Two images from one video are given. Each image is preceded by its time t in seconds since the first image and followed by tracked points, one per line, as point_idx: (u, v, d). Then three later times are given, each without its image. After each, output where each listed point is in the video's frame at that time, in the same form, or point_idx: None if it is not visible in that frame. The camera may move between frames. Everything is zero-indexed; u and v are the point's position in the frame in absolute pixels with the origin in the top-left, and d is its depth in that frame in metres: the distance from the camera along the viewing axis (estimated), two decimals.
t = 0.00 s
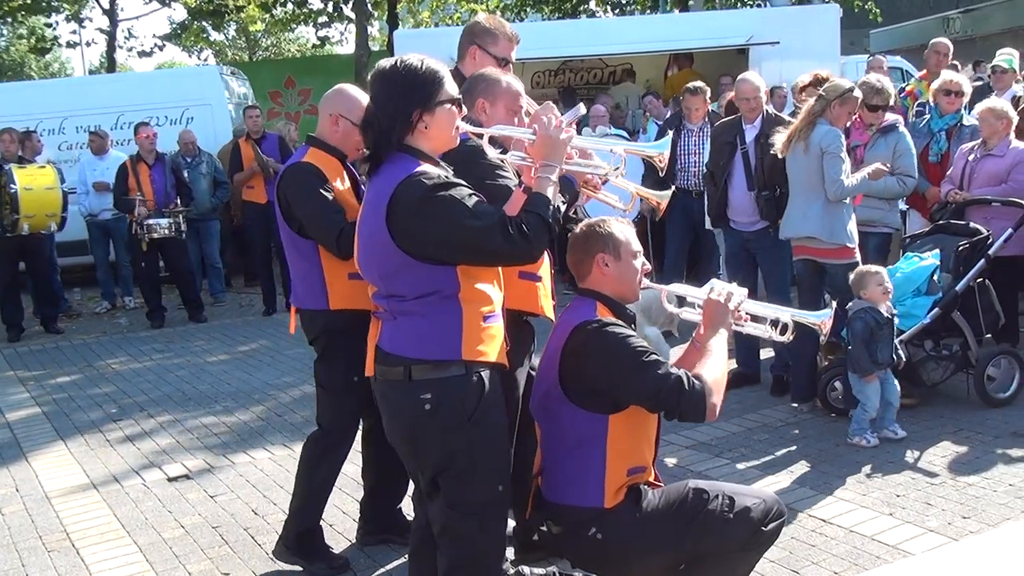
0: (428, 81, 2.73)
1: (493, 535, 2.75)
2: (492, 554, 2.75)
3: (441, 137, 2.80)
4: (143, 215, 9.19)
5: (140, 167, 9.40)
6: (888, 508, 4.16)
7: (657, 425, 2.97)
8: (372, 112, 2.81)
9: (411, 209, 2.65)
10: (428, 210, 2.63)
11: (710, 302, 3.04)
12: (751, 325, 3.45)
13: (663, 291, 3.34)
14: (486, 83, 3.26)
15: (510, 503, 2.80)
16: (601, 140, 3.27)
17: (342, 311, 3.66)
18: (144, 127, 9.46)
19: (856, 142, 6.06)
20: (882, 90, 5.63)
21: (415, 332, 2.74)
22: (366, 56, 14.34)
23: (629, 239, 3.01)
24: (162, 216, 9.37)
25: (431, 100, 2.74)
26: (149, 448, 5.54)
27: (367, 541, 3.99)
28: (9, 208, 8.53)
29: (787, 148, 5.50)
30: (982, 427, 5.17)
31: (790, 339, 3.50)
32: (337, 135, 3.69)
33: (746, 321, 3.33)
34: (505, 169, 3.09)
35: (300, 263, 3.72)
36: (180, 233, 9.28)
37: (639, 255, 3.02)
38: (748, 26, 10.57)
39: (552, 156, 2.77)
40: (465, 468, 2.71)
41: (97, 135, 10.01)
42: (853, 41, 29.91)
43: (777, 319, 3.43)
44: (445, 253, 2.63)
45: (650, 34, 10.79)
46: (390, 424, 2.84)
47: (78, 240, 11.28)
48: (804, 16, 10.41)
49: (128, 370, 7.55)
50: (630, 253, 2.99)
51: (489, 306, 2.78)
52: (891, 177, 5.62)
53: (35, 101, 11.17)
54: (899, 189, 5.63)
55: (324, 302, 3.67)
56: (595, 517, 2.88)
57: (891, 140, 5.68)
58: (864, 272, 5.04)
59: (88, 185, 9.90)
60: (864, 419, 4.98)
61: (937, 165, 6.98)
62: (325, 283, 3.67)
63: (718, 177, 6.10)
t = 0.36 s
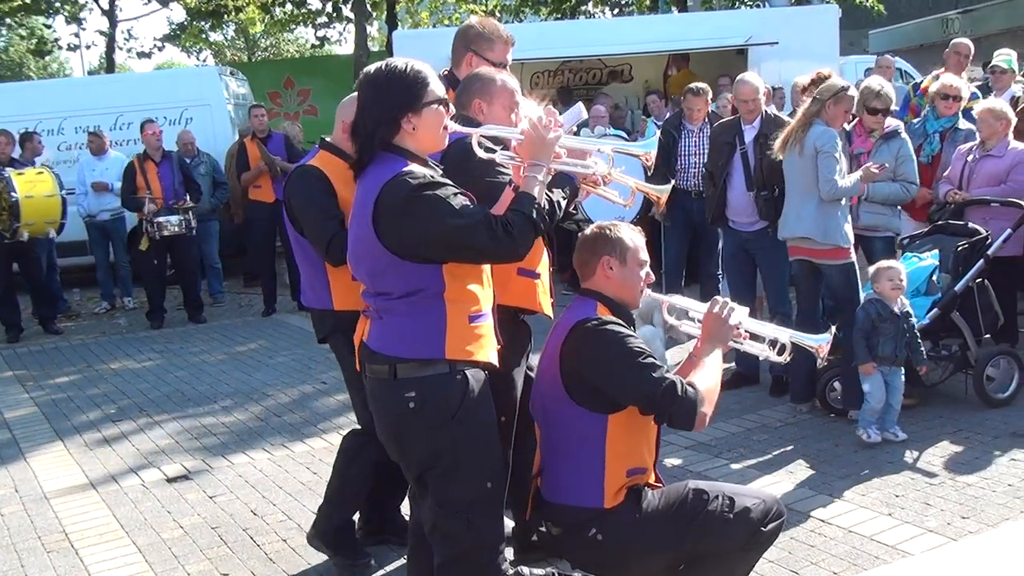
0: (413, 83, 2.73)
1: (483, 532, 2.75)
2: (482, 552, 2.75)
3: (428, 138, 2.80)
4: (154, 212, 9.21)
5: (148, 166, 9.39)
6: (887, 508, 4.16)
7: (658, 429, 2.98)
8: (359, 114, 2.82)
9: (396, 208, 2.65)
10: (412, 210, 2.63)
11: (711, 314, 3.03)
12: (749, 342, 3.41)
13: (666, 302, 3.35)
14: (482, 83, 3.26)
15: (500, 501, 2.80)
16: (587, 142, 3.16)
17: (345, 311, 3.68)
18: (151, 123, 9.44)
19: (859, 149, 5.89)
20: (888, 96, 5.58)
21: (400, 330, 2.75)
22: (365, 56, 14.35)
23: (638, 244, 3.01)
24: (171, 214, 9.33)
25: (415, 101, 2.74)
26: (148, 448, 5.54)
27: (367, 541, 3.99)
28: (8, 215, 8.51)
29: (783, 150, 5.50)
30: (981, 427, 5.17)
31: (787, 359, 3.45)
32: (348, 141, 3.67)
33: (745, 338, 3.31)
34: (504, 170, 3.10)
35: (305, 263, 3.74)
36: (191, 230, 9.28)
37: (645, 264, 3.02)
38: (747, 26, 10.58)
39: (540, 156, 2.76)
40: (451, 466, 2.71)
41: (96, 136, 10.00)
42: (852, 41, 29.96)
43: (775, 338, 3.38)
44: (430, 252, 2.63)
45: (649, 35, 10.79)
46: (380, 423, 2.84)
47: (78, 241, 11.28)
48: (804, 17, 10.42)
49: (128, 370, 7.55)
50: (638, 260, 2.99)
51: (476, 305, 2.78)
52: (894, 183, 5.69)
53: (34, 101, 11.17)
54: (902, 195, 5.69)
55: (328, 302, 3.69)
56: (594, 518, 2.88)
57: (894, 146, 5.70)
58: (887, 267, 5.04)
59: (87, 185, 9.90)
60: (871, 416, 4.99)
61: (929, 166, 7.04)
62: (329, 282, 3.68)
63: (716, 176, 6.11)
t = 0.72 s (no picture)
0: (402, 85, 2.73)
1: (481, 532, 2.75)
2: (480, 550, 2.75)
3: (421, 140, 2.79)
4: (167, 214, 9.27)
5: (161, 166, 9.41)
6: (888, 508, 4.16)
7: (659, 427, 2.97)
8: (353, 116, 2.82)
9: (388, 209, 2.65)
10: (404, 211, 2.63)
11: (712, 305, 3.01)
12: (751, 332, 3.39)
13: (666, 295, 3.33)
14: (488, 82, 3.26)
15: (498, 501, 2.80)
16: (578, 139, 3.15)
17: (343, 318, 3.66)
18: (164, 123, 9.37)
19: (868, 142, 5.87)
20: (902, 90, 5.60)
21: (396, 331, 2.75)
22: (366, 56, 14.34)
23: (634, 240, 3.01)
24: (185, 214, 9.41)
25: (406, 104, 2.73)
26: (150, 448, 5.55)
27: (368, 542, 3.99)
28: (16, 218, 8.48)
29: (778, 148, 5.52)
30: (982, 427, 5.17)
31: (789, 349, 3.45)
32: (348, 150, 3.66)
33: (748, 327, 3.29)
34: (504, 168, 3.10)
35: (305, 274, 3.75)
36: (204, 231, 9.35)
37: (642, 257, 3.02)
38: (747, 26, 10.58)
39: (531, 156, 2.76)
40: (448, 465, 2.71)
41: (97, 136, 9.98)
42: (853, 41, 29.95)
43: (777, 327, 3.40)
44: (424, 251, 2.63)
45: (648, 35, 10.79)
46: (379, 423, 2.85)
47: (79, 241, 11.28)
48: (804, 17, 10.42)
49: (129, 370, 7.56)
50: (634, 255, 2.99)
51: (471, 303, 2.77)
52: (903, 178, 5.70)
53: (34, 101, 11.17)
54: (910, 189, 5.71)
55: (328, 311, 3.69)
56: (595, 515, 2.88)
57: (904, 141, 5.71)
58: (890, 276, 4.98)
59: (88, 185, 9.91)
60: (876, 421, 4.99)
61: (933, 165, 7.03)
62: (328, 290, 3.67)
63: (717, 176, 6.12)
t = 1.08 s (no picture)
0: (401, 84, 2.73)
1: (486, 532, 2.75)
2: (485, 550, 2.75)
3: (422, 139, 2.80)
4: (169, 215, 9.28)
5: (163, 167, 9.46)
6: (889, 508, 4.16)
7: (661, 424, 2.98)
8: (352, 118, 2.82)
9: (390, 208, 2.65)
10: (405, 210, 2.63)
11: (712, 294, 3.00)
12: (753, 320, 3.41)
13: (666, 289, 3.33)
14: (490, 83, 3.26)
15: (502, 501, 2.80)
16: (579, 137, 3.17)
17: (347, 325, 3.66)
18: (169, 125, 9.47)
19: (878, 138, 5.85)
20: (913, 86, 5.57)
21: (399, 330, 2.75)
22: (367, 56, 14.34)
23: (629, 236, 3.02)
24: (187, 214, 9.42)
25: (405, 103, 2.73)
26: (151, 447, 5.55)
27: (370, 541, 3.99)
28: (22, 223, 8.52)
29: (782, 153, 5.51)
30: (983, 427, 5.17)
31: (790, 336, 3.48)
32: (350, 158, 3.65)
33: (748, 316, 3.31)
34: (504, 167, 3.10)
35: (308, 280, 3.75)
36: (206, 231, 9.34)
37: (638, 252, 3.02)
38: (748, 26, 10.58)
39: (531, 154, 2.77)
40: (452, 464, 2.71)
41: (99, 135, 9.97)
42: (853, 40, 29.84)
43: (778, 314, 3.41)
44: (427, 250, 2.64)
45: (649, 35, 10.79)
46: (382, 423, 2.85)
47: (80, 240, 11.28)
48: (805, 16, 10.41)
49: (130, 369, 7.56)
50: (631, 250, 3.00)
51: (474, 302, 2.77)
52: (914, 176, 5.70)
53: (36, 100, 11.17)
54: (920, 187, 5.71)
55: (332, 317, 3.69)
56: (598, 513, 2.88)
57: (916, 138, 5.68)
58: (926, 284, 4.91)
59: (89, 185, 9.91)
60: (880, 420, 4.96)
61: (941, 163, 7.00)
62: (331, 297, 3.67)
63: (718, 175, 6.11)
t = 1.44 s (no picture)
0: (408, 83, 2.74)
1: (492, 533, 2.75)
2: (491, 551, 2.76)
3: (427, 138, 2.80)
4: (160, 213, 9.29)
5: (155, 165, 9.42)
6: (890, 508, 4.16)
7: (664, 423, 2.98)
8: (358, 116, 2.82)
9: (398, 207, 2.65)
10: (413, 209, 2.63)
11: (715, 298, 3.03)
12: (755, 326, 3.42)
13: (671, 293, 3.35)
14: (490, 84, 3.26)
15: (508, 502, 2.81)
16: (584, 137, 3.19)
17: (350, 327, 3.67)
18: (163, 123, 9.44)
19: (890, 139, 5.85)
20: (928, 88, 5.51)
21: (407, 330, 2.75)
22: (368, 56, 14.34)
23: (637, 239, 3.02)
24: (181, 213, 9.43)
25: (412, 102, 2.74)
26: (153, 447, 5.55)
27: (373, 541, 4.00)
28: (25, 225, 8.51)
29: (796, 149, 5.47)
30: (985, 427, 5.16)
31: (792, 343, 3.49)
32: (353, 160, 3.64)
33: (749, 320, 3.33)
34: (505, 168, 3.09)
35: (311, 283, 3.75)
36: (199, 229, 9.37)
37: (644, 254, 3.02)
38: (749, 26, 10.57)
39: (537, 153, 2.77)
40: (459, 464, 2.72)
41: (101, 135, 9.99)
42: (855, 40, 29.76)
43: (780, 321, 3.41)
44: (434, 249, 2.64)
45: (649, 35, 10.78)
46: (388, 423, 2.85)
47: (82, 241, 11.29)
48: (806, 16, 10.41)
49: (132, 369, 7.57)
50: (637, 253, 2.99)
51: (481, 302, 2.78)
52: (924, 178, 5.73)
53: (37, 100, 11.18)
54: (930, 189, 5.75)
55: (334, 318, 3.69)
56: (599, 511, 2.88)
57: (927, 139, 5.67)
58: (929, 279, 4.88)
59: (91, 185, 9.92)
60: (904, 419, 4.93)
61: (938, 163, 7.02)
62: (333, 298, 3.68)
63: (719, 175, 6.12)
